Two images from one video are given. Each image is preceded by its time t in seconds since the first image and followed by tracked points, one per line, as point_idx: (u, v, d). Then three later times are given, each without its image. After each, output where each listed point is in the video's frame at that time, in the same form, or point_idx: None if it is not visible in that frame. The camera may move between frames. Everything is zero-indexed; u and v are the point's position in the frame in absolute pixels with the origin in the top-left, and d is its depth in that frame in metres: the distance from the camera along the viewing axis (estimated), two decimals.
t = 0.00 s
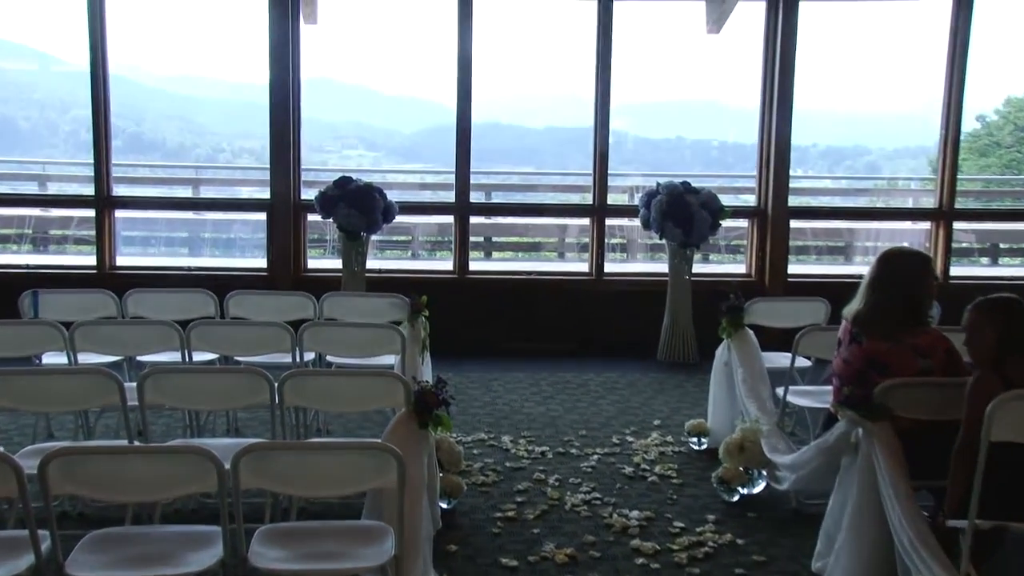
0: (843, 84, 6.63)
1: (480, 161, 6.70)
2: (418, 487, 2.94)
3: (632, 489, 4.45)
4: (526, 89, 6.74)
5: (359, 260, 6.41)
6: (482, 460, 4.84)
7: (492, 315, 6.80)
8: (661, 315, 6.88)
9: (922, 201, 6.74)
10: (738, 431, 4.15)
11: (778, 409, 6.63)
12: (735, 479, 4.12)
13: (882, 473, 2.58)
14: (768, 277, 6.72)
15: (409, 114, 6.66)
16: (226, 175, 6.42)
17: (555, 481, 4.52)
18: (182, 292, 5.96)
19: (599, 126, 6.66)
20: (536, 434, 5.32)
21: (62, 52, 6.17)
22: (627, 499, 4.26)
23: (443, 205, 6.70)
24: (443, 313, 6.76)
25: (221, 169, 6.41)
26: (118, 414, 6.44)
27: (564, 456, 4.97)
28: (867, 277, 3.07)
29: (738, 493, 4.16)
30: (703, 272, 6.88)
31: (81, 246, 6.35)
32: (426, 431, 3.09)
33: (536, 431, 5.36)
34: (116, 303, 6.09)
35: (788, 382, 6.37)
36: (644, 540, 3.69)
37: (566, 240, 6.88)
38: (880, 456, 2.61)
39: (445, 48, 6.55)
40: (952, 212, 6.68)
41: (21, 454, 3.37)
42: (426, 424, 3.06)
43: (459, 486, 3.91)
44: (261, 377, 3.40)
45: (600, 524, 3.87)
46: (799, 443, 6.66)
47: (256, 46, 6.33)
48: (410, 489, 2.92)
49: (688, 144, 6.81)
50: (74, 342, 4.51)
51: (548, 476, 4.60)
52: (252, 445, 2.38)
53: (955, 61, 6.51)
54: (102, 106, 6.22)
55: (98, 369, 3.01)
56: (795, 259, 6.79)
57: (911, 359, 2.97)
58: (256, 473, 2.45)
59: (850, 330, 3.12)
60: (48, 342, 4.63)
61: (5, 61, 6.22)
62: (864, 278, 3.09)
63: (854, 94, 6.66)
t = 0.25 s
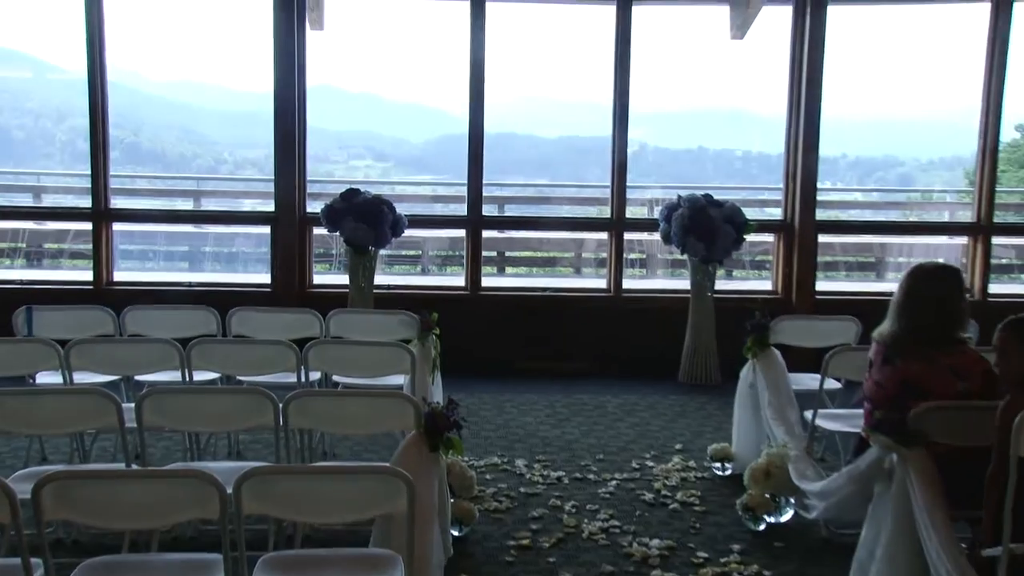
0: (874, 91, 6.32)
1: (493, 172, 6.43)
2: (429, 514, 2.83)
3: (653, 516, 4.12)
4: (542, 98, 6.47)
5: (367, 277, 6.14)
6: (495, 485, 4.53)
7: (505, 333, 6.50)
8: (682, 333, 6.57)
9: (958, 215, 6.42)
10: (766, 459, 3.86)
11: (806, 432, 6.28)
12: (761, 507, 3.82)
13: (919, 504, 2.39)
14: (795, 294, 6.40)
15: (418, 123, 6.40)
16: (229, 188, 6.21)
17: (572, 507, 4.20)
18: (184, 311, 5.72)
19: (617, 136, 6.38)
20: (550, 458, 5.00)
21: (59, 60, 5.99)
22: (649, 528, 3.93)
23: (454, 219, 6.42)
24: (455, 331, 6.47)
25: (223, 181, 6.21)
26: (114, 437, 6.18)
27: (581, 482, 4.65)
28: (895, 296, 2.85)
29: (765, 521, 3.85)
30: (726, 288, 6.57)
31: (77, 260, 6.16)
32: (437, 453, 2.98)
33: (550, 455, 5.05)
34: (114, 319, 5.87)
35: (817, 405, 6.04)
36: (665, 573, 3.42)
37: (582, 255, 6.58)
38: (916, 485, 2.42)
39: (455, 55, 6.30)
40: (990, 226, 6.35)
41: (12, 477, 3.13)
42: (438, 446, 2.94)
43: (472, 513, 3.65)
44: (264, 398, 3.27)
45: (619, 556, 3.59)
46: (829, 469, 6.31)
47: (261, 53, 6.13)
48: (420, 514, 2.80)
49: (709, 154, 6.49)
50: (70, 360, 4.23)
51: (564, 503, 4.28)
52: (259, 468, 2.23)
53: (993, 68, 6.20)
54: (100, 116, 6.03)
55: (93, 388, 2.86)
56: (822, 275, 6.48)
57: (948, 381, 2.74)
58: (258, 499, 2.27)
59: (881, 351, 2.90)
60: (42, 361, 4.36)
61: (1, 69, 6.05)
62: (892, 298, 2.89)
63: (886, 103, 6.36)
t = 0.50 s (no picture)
0: (897, 96, 6.06)
1: (500, 179, 6.15)
2: (431, 541, 2.64)
3: (668, 542, 3.82)
4: (550, 103, 6.21)
5: (367, 288, 5.87)
6: (499, 508, 4.23)
7: (510, 348, 6.22)
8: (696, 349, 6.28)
9: (987, 226, 6.15)
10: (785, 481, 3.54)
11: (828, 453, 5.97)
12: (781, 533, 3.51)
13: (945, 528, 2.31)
14: (815, 309, 6.11)
15: (420, 129, 6.13)
16: (221, 196, 5.97)
17: (580, 532, 3.90)
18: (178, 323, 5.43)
19: (629, 142, 6.11)
20: (557, 479, 4.70)
21: (46, 63, 5.76)
22: (664, 556, 3.62)
23: (457, 228, 6.15)
24: (458, 346, 6.19)
25: (215, 188, 5.95)
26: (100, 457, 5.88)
27: (589, 505, 4.34)
28: (914, 316, 2.72)
29: (784, 547, 3.56)
30: (742, 302, 6.28)
31: (63, 272, 5.90)
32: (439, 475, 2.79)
33: (557, 476, 4.75)
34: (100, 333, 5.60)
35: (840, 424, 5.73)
36: None
37: (592, 267, 6.30)
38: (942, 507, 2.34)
39: (458, 58, 6.06)
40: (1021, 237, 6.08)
41: None
42: (439, 466, 2.75)
43: (475, 536, 3.45)
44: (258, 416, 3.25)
45: None
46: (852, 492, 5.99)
47: (256, 54, 5.88)
48: (422, 539, 2.62)
49: (725, 161, 6.21)
50: (52, 378, 3.97)
51: (572, 527, 3.97)
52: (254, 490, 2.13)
53: None
54: (88, 121, 5.78)
55: (77, 406, 2.73)
56: (843, 288, 6.18)
57: (978, 400, 2.57)
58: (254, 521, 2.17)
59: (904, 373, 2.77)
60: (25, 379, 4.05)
61: None
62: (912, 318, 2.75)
63: (911, 109, 6.09)
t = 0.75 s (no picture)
0: (916, 104, 5.81)
1: (501, 190, 5.88)
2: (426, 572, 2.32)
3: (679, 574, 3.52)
4: (554, 110, 5.95)
5: (362, 303, 5.59)
6: (500, 536, 3.94)
7: (512, 367, 5.94)
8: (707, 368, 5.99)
9: (1012, 239, 5.87)
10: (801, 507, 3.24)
11: (847, 477, 5.66)
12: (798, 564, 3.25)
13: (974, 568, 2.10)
14: (831, 326, 5.83)
15: (418, 137, 5.86)
16: (209, 208, 5.71)
17: (585, 563, 3.60)
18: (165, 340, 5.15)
19: (636, 151, 5.84)
20: (560, 505, 4.41)
21: (27, 69, 5.52)
22: None
23: (456, 242, 5.87)
24: (457, 364, 5.91)
25: (203, 199, 5.70)
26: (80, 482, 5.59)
27: (595, 532, 4.05)
28: (932, 334, 2.47)
29: None
30: (755, 318, 6.00)
31: (43, 287, 5.64)
32: (437, 500, 2.49)
33: (561, 502, 4.46)
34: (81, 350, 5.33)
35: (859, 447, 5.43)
36: None
37: (597, 282, 6.02)
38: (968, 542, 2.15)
39: (457, 62, 5.80)
40: None
41: None
42: (438, 491, 2.46)
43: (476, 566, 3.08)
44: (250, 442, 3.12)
45: None
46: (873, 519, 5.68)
47: (245, 58, 5.62)
48: (417, 569, 2.29)
49: (736, 171, 5.94)
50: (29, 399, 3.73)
51: (576, 557, 3.68)
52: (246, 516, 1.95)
53: None
54: (70, 129, 5.54)
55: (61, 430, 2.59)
56: (861, 305, 5.90)
57: (1004, 426, 2.34)
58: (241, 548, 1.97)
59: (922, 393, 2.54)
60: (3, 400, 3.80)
61: None
62: (930, 334, 2.50)
63: (932, 117, 5.83)
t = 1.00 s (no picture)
0: (934, 109, 5.56)
1: (500, 199, 5.62)
2: None
3: None
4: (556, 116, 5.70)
5: (355, 317, 5.32)
6: (497, 564, 3.65)
7: (512, 384, 5.66)
8: (717, 386, 5.71)
9: None
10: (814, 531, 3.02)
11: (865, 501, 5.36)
12: None
13: None
14: (847, 342, 5.55)
15: (413, 144, 5.61)
16: (193, 217, 5.46)
17: None
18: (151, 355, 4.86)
19: (641, 158, 5.58)
20: (562, 529, 4.13)
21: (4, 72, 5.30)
22: None
23: (453, 253, 5.60)
24: (455, 382, 5.63)
25: (188, 209, 5.45)
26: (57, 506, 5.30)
27: (599, 559, 3.77)
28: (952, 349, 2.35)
29: None
30: (766, 334, 5.72)
31: (20, 301, 5.38)
32: (434, 525, 2.35)
33: (563, 526, 4.18)
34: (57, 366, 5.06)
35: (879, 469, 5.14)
36: None
37: (601, 295, 5.74)
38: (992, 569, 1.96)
39: (455, 66, 5.56)
40: None
41: None
42: (435, 515, 2.30)
43: None
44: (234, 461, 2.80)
45: None
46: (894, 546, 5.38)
47: (233, 61, 5.39)
48: None
49: (748, 180, 5.67)
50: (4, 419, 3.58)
51: None
52: (232, 539, 1.87)
53: None
54: (49, 135, 5.30)
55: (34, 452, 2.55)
56: (879, 319, 5.62)
57: None
58: None
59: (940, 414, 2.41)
60: None
61: None
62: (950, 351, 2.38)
63: (951, 124, 5.59)
